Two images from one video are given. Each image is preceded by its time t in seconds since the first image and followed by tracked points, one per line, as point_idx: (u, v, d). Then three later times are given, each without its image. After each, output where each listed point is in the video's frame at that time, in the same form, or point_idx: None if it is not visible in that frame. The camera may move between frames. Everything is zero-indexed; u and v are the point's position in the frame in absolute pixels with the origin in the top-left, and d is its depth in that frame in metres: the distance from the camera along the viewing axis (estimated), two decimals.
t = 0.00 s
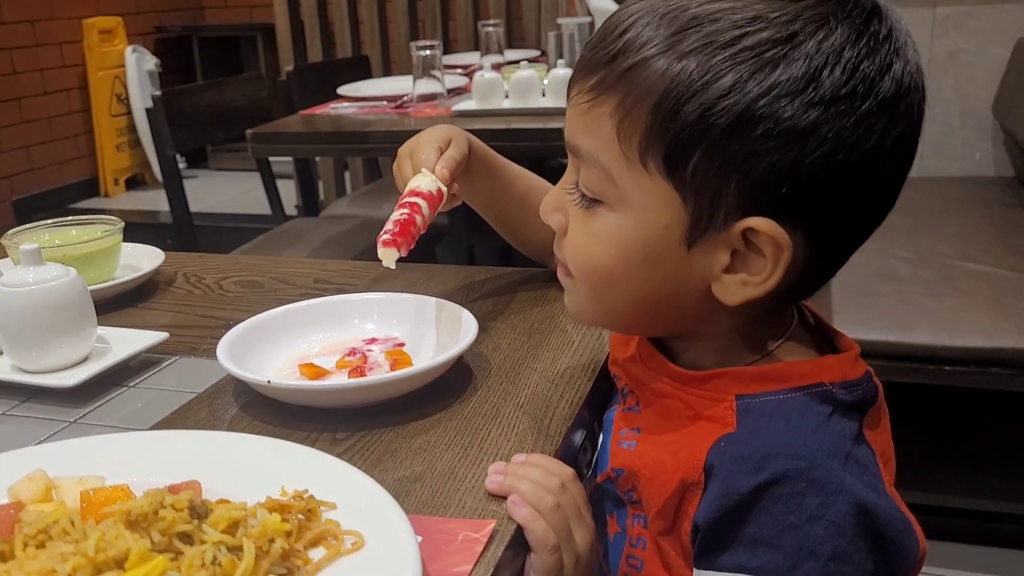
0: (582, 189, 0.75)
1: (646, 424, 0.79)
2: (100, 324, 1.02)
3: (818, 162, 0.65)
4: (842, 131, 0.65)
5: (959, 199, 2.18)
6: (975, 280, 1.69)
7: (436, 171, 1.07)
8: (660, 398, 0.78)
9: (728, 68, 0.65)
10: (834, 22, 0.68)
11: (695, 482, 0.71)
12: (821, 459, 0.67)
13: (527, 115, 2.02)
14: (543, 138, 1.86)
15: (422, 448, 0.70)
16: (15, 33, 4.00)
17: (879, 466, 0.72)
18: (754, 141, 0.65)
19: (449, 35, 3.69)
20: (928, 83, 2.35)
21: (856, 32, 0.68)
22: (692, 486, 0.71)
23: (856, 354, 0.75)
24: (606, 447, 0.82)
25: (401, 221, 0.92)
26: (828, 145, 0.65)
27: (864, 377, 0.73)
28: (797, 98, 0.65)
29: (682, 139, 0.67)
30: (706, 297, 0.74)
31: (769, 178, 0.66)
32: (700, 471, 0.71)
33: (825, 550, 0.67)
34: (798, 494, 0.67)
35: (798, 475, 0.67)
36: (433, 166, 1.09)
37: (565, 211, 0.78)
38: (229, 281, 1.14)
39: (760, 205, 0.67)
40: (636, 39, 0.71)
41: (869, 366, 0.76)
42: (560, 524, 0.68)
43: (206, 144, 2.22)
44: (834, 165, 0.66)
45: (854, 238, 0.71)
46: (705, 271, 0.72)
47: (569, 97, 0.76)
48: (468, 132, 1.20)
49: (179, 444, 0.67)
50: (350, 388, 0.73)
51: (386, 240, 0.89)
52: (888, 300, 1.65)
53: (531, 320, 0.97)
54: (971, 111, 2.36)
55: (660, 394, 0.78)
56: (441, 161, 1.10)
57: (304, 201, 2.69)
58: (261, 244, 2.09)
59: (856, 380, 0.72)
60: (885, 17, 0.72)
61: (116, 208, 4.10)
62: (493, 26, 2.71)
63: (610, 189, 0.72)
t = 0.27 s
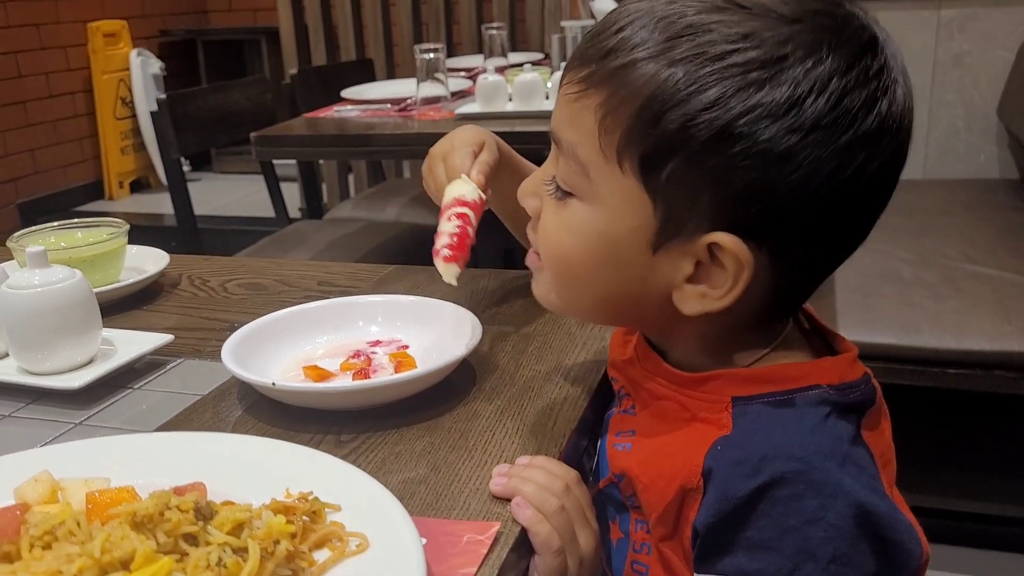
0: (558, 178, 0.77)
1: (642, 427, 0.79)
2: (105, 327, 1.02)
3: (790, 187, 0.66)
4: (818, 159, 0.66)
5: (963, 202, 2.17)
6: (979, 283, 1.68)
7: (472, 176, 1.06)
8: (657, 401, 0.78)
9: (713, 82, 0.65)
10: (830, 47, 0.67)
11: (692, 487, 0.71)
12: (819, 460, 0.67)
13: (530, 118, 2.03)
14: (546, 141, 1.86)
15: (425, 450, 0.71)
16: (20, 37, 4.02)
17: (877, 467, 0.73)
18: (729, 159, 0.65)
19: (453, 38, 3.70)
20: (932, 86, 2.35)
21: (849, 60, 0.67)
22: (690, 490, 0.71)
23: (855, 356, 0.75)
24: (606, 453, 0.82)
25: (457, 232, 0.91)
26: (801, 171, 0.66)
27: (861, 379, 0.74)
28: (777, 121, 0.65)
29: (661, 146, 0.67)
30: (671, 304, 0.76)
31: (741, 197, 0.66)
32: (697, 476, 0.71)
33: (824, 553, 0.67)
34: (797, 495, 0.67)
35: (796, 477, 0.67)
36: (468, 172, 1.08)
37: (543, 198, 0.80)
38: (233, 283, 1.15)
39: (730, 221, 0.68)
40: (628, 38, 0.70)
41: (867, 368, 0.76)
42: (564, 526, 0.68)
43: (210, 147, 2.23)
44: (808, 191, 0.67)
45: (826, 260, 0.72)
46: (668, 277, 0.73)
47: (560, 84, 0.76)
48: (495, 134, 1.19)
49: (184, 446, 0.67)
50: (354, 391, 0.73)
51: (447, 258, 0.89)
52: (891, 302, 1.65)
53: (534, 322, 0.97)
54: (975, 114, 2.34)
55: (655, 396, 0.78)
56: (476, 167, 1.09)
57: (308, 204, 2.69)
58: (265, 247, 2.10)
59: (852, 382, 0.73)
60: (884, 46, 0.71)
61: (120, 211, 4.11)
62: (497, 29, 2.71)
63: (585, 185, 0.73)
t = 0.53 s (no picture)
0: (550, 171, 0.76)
1: (633, 441, 0.79)
2: (107, 334, 1.02)
3: (773, 207, 0.66)
4: (803, 183, 0.66)
5: (966, 208, 2.17)
6: (984, 289, 1.68)
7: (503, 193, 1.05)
8: (646, 414, 0.78)
9: (707, 96, 0.66)
10: (825, 74, 0.67)
11: (678, 503, 0.71)
12: (801, 472, 0.67)
13: (533, 124, 2.03)
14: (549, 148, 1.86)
15: (430, 457, 0.70)
16: (22, 45, 4.02)
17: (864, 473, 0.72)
18: (715, 174, 0.65)
19: (455, 44, 3.70)
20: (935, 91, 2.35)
21: (843, 89, 0.68)
22: (675, 506, 0.71)
23: (840, 365, 0.75)
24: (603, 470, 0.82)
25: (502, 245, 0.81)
26: (786, 192, 0.66)
27: (846, 388, 0.74)
28: (766, 142, 0.65)
29: (652, 153, 0.67)
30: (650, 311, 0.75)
31: (723, 212, 0.66)
32: (683, 492, 0.70)
33: (813, 564, 0.67)
34: (781, 509, 0.67)
35: (779, 489, 0.67)
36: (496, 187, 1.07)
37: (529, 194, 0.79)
38: (236, 290, 1.14)
39: (710, 234, 0.68)
40: (627, 43, 0.70)
41: (852, 376, 0.76)
42: (572, 534, 0.67)
43: (212, 154, 2.23)
44: (790, 214, 0.67)
45: (802, 280, 0.72)
46: (648, 283, 0.73)
47: (558, 81, 0.76)
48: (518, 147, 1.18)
49: (188, 454, 0.67)
50: (359, 398, 0.72)
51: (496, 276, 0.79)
52: (895, 308, 1.65)
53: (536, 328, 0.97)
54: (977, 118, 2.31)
55: (644, 408, 0.78)
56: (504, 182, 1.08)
57: (310, 211, 2.69)
58: (267, 254, 2.09)
59: (837, 392, 0.73)
60: (878, 79, 0.72)
61: (122, 218, 4.11)
62: (499, 36, 2.71)
63: (574, 181, 0.73)
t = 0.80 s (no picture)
0: (541, 178, 0.75)
1: (629, 448, 0.80)
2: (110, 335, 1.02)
3: (767, 214, 0.66)
4: (796, 189, 0.66)
5: (969, 209, 2.16)
6: (987, 289, 1.67)
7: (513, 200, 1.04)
8: (638, 420, 0.78)
9: (698, 103, 0.66)
10: (817, 79, 0.68)
11: (668, 510, 0.71)
12: (789, 477, 0.67)
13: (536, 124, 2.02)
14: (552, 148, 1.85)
15: (434, 458, 0.70)
16: (25, 45, 4.03)
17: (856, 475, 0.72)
18: (710, 181, 0.65)
19: (457, 44, 3.70)
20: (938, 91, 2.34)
21: (834, 93, 0.68)
22: (665, 514, 0.71)
23: (831, 368, 0.75)
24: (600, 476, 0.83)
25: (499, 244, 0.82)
26: (781, 198, 0.66)
27: (836, 391, 0.73)
28: (760, 148, 0.65)
29: (644, 161, 0.67)
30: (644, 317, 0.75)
31: (717, 220, 0.66)
32: (672, 500, 0.71)
33: (804, 569, 0.67)
34: (770, 514, 0.67)
35: (767, 495, 0.67)
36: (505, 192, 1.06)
37: (518, 200, 0.78)
38: (239, 291, 1.14)
39: (705, 241, 0.67)
40: (616, 50, 0.70)
41: (843, 378, 0.76)
42: (576, 534, 0.67)
43: (215, 154, 2.23)
44: (784, 220, 0.67)
45: (795, 285, 0.72)
46: (642, 291, 0.73)
47: (545, 88, 0.75)
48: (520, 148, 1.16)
49: (192, 454, 0.67)
50: (363, 398, 0.72)
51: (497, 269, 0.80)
52: (898, 309, 1.64)
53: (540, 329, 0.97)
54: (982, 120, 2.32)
55: (635, 415, 0.78)
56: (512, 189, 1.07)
57: (313, 212, 2.69)
58: (270, 254, 2.09)
59: (826, 395, 0.72)
60: (868, 83, 0.72)
61: (125, 218, 4.12)
62: (502, 36, 2.71)
63: (565, 189, 0.73)
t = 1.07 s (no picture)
0: (552, 170, 0.75)
1: (631, 446, 0.79)
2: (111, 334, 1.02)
3: (778, 203, 0.66)
4: (807, 179, 0.66)
5: (972, 209, 2.16)
6: (990, 290, 1.67)
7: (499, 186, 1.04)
8: (640, 417, 0.78)
9: (710, 93, 0.65)
10: (825, 69, 0.68)
11: (670, 507, 0.71)
12: (790, 472, 0.67)
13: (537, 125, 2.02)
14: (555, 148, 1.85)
15: (435, 458, 0.70)
16: (27, 46, 4.03)
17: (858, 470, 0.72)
18: (722, 170, 0.65)
19: (459, 44, 3.70)
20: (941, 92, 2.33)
21: (843, 83, 0.68)
22: (667, 510, 0.71)
23: (833, 365, 0.75)
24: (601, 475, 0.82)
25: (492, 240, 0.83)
26: (792, 188, 0.66)
27: (838, 387, 0.73)
28: (771, 137, 0.65)
29: (656, 151, 0.67)
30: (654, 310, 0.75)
31: (730, 209, 0.66)
32: (674, 496, 0.70)
33: (806, 565, 0.67)
34: (772, 510, 0.66)
35: (768, 491, 0.66)
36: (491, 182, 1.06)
37: (527, 195, 0.78)
38: (240, 290, 1.14)
39: (717, 231, 0.67)
40: (625, 43, 0.70)
41: (845, 375, 0.75)
42: (578, 533, 0.67)
43: (216, 154, 2.23)
44: (796, 209, 0.67)
45: (805, 277, 0.72)
46: (653, 283, 0.72)
47: (554, 82, 0.75)
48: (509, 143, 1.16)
49: (194, 453, 0.66)
50: (364, 398, 0.72)
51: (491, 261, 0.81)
52: (901, 309, 1.64)
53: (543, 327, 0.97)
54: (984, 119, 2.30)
55: (637, 412, 0.78)
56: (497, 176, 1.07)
57: (315, 212, 2.69)
58: (272, 254, 2.10)
59: (827, 391, 0.72)
60: (874, 74, 0.73)
61: (126, 219, 4.12)
62: (504, 36, 2.71)
63: (576, 181, 0.72)
